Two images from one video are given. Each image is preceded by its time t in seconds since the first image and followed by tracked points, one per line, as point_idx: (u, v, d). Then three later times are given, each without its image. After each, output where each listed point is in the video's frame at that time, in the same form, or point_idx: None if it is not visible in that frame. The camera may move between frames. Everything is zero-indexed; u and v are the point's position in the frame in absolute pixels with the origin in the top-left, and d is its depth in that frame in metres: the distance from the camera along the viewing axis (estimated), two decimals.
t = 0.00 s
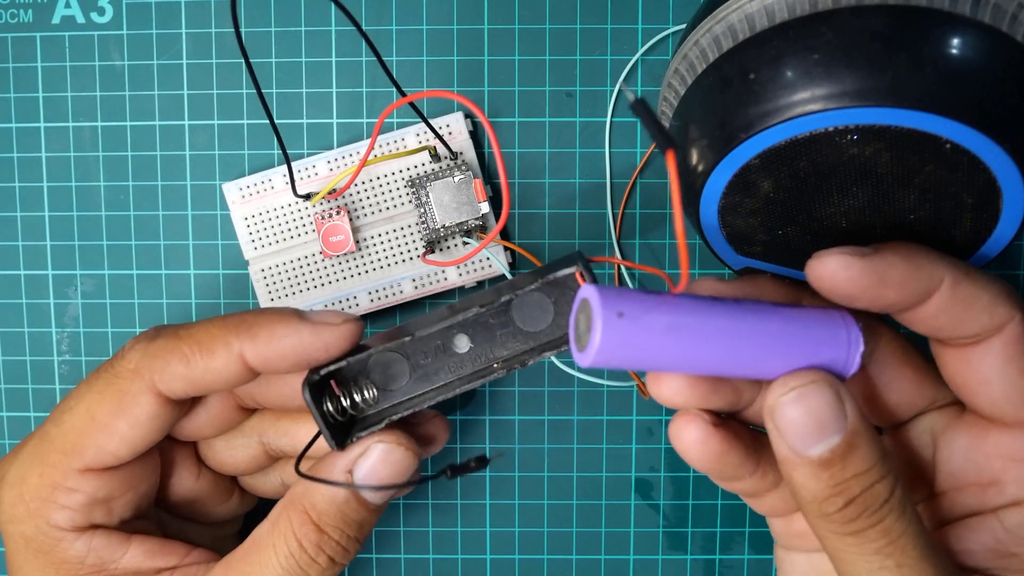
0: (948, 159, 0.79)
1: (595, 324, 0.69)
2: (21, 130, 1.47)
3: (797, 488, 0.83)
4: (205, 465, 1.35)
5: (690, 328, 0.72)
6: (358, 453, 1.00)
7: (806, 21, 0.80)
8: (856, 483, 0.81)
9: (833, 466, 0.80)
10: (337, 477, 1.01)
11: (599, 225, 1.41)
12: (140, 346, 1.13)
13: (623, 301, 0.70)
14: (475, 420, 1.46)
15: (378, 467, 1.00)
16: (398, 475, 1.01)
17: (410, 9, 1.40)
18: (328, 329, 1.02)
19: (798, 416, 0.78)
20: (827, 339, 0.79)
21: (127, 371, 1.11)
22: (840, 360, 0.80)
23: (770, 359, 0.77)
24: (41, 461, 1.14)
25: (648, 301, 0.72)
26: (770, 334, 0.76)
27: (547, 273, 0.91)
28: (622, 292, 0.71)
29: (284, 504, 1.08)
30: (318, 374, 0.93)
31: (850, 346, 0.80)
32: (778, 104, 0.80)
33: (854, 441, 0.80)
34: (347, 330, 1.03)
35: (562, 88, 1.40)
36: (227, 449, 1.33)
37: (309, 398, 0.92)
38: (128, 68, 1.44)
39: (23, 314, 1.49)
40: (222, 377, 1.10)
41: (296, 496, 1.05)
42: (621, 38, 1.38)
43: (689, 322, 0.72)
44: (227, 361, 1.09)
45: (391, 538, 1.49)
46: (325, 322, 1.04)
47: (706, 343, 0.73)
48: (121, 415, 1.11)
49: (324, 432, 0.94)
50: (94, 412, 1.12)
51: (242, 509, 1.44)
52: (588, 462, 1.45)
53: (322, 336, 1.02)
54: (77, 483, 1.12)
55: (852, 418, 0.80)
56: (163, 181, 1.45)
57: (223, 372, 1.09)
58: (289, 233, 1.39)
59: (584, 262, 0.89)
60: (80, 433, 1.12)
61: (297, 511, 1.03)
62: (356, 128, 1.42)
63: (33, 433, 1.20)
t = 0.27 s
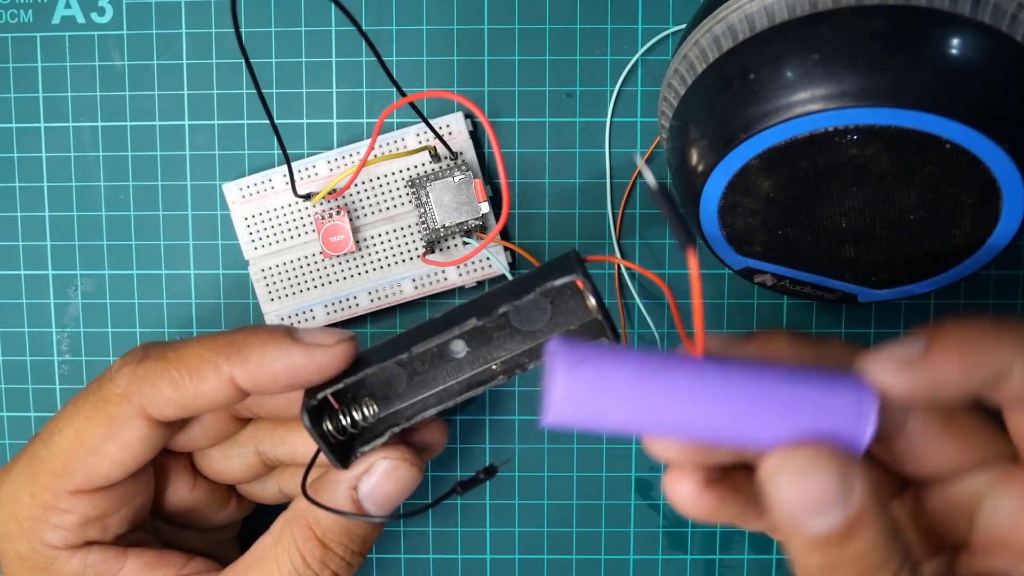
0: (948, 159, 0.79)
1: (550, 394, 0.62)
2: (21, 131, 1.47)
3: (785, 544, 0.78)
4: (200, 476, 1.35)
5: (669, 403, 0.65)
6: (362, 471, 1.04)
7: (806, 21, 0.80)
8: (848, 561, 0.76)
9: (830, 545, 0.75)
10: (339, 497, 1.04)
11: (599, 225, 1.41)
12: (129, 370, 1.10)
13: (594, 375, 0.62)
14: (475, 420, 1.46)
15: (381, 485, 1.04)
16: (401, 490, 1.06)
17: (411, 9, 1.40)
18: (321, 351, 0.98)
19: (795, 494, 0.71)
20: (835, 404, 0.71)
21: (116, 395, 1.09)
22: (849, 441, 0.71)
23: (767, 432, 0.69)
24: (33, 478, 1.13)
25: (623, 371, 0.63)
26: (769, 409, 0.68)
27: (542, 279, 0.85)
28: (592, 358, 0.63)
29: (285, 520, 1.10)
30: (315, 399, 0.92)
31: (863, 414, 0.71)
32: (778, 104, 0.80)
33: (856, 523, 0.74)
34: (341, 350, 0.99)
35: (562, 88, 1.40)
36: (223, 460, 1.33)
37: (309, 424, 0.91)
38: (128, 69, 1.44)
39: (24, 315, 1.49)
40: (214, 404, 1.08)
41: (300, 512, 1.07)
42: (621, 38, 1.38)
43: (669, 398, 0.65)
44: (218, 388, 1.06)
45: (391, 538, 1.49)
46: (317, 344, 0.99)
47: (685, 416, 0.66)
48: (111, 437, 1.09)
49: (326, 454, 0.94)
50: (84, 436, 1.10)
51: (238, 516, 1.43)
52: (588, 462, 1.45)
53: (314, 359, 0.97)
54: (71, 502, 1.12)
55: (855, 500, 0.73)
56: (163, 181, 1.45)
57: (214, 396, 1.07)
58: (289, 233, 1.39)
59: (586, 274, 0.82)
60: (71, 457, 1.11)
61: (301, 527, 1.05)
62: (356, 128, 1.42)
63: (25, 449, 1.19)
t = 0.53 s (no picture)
0: (948, 159, 0.79)
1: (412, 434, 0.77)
2: (21, 131, 1.47)
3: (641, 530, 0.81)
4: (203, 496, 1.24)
5: (527, 424, 0.74)
6: (379, 515, 1.00)
7: (807, 21, 0.80)
8: (692, 561, 0.79)
9: (667, 540, 0.79)
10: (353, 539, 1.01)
11: (599, 225, 1.41)
12: (131, 406, 1.03)
13: (430, 409, 0.77)
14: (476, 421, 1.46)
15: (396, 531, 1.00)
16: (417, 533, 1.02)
17: (410, 9, 1.40)
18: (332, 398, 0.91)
19: (639, 489, 0.75)
20: (663, 397, 0.72)
21: (117, 432, 1.03)
22: (694, 433, 0.72)
23: (617, 434, 0.73)
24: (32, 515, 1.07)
25: (453, 405, 0.76)
26: (588, 413, 0.73)
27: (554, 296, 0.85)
28: (434, 399, 0.78)
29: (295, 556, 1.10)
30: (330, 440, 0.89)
31: (681, 394, 0.72)
32: (778, 104, 0.80)
33: (685, 521, 0.78)
34: (354, 399, 0.91)
35: (562, 88, 1.40)
36: (234, 480, 1.21)
37: (326, 466, 0.88)
38: (128, 68, 1.44)
39: (23, 314, 1.49)
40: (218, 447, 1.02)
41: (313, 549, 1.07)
42: (621, 38, 1.38)
43: (508, 420, 0.74)
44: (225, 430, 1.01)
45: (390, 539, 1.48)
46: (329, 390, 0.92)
47: (550, 432, 0.73)
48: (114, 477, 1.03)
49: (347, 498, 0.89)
50: (85, 476, 1.03)
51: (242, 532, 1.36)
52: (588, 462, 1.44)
53: (326, 406, 0.91)
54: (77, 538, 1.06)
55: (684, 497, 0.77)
56: (163, 181, 1.45)
57: (220, 437, 1.02)
58: (289, 233, 1.39)
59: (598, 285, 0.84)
60: (70, 500, 1.04)
61: (313, 565, 1.06)
62: (356, 128, 1.42)
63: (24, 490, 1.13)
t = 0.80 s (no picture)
0: (948, 159, 0.79)
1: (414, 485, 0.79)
2: (21, 130, 1.47)
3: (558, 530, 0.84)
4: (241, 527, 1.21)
5: (524, 442, 0.75)
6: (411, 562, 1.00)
7: (806, 21, 0.80)
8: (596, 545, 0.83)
9: (566, 544, 0.84)
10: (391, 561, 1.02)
11: (599, 225, 1.41)
12: (141, 475, 0.94)
13: (425, 456, 0.78)
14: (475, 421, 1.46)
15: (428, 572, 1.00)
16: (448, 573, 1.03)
17: (410, 9, 1.40)
18: (360, 471, 0.86)
19: (514, 518, 0.79)
20: (649, 378, 0.73)
21: (130, 501, 0.95)
22: (689, 403, 0.72)
23: (612, 427, 0.73)
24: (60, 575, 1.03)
25: (448, 444, 0.78)
26: (577, 412, 0.74)
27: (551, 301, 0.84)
28: (429, 445, 0.79)
29: None
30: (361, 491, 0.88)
31: (665, 370, 0.72)
32: (778, 104, 0.80)
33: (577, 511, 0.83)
34: (383, 465, 0.87)
35: (562, 88, 1.40)
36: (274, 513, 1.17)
37: (363, 525, 0.87)
38: (128, 68, 1.44)
39: (23, 314, 1.49)
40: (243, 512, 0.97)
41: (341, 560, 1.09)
42: (621, 38, 1.38)
43: (503, 444, 0.76)
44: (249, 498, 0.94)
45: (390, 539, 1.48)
46: (352, 459, 0.87)
47: (547, 443, 0.75)
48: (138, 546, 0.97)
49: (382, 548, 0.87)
50: (108, 548, 0.97)
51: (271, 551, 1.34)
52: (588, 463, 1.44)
53: (356, 479, 0.87)
54: None
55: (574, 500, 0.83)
56: (163, 181, 1.45)
57: (244, 505, 0.96)
58: (290, 233, 1.39)
59: (592, 284, 0.82)
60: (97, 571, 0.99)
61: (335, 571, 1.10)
62: (356, 128, 1.42)
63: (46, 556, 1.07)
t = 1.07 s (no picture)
0: (948, 160, 0.80)
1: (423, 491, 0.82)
2: (21, 130, 1.47)
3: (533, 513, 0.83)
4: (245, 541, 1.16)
5: (514, 432, 0.76)
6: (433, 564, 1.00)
7: (806, 21, 0.80)
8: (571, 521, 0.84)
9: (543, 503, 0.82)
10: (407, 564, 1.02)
11: (599, 225, 1.41)
12: (172, 501, 0.92)
13: (428, 464, 0.82)
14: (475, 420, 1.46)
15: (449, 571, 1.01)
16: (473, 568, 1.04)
17: (410, 9, 1.40)
18: (377, 488, 0.88)
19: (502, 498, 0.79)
20: (617, 345, 0.73)
21: (157, 526, 0.93)
22: (660, 359, 0.72)
23: (592, 398, 0.73)
24: None
25: (447, 449, 0.81)
26: (555, 391, 0.74)
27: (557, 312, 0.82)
28: (433, 454, 0.83)
29: None
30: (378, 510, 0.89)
31: (633, 334, 0.72)
32: (778, 105, 0.80)
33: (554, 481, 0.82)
34: (399, 480, 0.88)
35: (562, 88, 1.40)
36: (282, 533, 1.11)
37: (382, 539, 0.88)
38: (128, 69, 1.44)
39: (24, 314, 1.49)
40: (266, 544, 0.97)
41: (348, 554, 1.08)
42: (621, 38, 1.38)
43: (495, 438, 0.77)
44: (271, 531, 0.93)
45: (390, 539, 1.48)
46: (370, 479, 0.88)
47: (535, 430, 0.76)
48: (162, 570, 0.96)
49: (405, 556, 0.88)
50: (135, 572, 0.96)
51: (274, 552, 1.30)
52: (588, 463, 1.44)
53: (375, 498, 0.88)
54: None
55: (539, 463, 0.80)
56: (163, 181, 1.45)
57: (267, 541, 0.95)
58: (290, 233, 1.39)
59: (592, 292, 0.80)
60: None
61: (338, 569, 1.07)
62: (357, 128, 1.42)
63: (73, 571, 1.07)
